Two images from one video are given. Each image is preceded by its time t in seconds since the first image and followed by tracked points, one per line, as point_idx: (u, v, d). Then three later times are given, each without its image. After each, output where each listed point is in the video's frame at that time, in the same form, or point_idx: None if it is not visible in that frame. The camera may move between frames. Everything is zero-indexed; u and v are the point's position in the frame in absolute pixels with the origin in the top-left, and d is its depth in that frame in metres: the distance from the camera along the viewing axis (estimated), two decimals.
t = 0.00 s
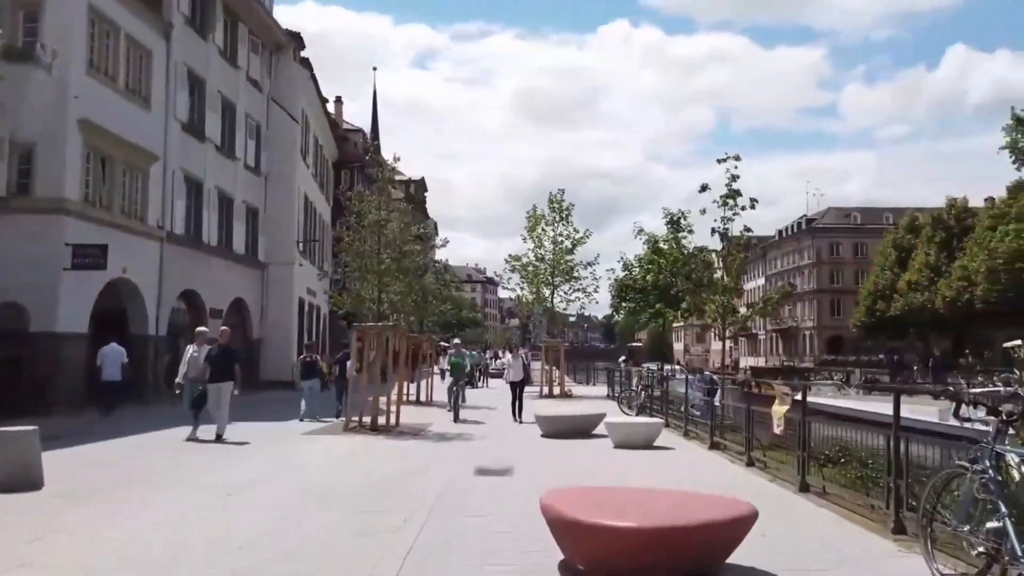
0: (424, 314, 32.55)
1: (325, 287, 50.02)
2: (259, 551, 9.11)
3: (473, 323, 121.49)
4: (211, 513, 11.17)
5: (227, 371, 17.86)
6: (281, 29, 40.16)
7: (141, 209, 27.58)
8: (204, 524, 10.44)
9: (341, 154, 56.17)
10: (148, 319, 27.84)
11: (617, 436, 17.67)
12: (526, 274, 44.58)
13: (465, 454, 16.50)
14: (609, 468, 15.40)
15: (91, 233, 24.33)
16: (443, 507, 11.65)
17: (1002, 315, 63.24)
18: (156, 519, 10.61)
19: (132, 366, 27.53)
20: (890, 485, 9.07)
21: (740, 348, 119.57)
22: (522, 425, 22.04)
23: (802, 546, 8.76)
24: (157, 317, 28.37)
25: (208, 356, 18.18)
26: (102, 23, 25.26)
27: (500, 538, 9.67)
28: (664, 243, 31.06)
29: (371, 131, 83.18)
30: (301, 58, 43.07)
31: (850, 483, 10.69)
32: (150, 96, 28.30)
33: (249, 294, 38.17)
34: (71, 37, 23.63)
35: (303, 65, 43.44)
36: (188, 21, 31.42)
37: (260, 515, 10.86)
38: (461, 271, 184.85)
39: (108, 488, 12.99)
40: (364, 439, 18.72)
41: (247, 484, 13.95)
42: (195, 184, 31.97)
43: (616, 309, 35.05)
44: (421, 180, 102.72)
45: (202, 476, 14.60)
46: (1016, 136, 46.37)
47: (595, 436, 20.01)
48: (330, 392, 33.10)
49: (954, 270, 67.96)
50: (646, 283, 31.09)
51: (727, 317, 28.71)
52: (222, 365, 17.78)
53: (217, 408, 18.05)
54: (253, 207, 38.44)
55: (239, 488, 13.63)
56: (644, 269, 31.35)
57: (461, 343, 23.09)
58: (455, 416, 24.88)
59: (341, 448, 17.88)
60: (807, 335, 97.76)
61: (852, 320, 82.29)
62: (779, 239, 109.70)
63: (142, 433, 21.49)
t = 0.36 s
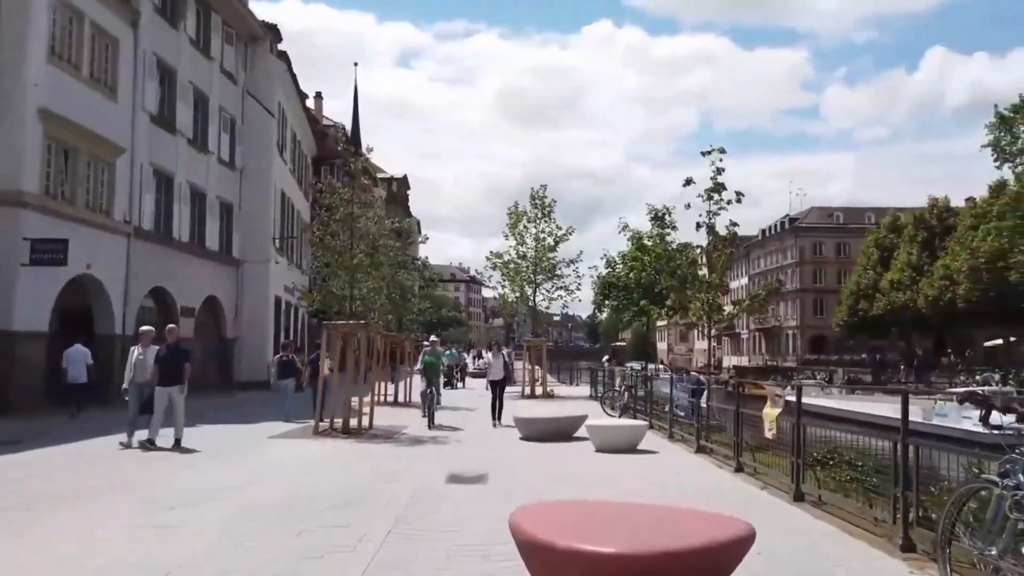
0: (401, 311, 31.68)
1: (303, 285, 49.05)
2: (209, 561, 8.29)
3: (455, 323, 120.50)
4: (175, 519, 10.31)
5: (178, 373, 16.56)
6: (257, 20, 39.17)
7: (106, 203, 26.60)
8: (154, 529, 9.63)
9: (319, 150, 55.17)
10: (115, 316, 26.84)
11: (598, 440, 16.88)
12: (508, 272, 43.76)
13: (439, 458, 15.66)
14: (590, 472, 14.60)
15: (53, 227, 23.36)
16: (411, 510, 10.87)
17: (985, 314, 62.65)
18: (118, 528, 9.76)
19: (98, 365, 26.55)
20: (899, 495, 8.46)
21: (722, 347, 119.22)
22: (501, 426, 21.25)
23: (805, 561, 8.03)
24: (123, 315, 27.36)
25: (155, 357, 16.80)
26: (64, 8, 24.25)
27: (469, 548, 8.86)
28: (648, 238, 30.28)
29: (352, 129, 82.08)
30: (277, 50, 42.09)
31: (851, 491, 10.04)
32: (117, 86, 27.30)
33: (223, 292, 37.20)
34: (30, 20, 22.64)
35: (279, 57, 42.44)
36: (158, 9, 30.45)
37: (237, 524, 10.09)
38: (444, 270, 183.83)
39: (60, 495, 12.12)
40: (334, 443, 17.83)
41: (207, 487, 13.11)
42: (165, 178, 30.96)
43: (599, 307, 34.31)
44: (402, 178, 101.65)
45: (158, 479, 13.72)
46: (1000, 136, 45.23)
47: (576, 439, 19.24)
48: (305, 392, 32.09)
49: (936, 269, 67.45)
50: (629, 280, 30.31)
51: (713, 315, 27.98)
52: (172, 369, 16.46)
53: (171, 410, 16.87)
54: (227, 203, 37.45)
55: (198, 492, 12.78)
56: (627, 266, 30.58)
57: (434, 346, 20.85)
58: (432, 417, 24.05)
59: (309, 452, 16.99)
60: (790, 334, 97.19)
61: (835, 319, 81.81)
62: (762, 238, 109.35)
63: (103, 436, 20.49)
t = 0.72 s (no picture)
0: (381, 310, 30.83)
1: (281, 283, 48.05)
2: None
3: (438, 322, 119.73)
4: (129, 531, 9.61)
5: (123, 375, 15.11)
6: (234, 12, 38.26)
7: (72, 200, 25.68)
8: (100, 545, 8.89)
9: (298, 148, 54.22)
10: (82, 315, 25.90)
11: (583, 446, 16.11)
12: (491, 272, 43.00)
13: (415, 466, 14.83)
14: (573, 481, 13.84)
15: (14, 222, 22.40)
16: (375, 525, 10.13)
17: (968, 315, 62.20)
18: (75, 539, 9.09)
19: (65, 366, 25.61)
20: (906, 514, 7.91)
21: (706, 348, 118.91)
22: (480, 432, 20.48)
23: None
24: (90, 315, 26.41)
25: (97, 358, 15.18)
26: None
27: (436, 569, 8.10)
28: (632, 237, 29.61)
29: (334, 126, 81.08)
30: (255, 44, 41.18)
31: (847, 504, 9.51)
32: (84, 78, 26.37)
33: (198, 292, 36.28)
34: None
35: (257, 51, 41.51)
36: None
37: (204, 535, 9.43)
38: (428, 271, 182.95)
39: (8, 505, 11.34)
40: (305, 448, 16.98)
41: (166, 495, 12.29)
42: (136, 174, 30.06)
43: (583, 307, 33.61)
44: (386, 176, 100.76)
45: (114, 485, 12.90)
46: (983, 135, 45.34)
47: (558, 444, 18.48)
48: (281, 394, 31.21)
49: (919, 270, 66.99)
50: (614, 279, 29.68)
51: (699, 316, 27.33)
52: (118, 373, 14.96)
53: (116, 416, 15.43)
54: (202, 200, 36.52)
55: (154, 501, 11.96)
56: (612, 264, 29.94)
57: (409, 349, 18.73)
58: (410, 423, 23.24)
59: (278, 457, 16.13)
60: (773, 334, 96.65)
61: (819, 319, 81.33)
62: (746, 238, 109.16)
63: (65, 438, 19.64)
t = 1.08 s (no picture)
0: (359, 309, 29.91)
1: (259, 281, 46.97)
2: None
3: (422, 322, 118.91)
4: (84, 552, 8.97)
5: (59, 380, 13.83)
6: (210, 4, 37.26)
7: (35, 194, 24.70)
8: (33, 570, 8.11)
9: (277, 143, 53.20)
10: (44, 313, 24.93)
11: (564, 452, 15.31)
12: (473, 271, 42.17)
13: (385, 473, 13.99)
14: (553, 489, 13.08)
15: None
16: (330, 542, 9.36)
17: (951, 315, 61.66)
18: (41, 564, 8.41)
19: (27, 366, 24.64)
20: (924, 534, 7.22)
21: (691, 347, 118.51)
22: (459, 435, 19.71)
23: None
24: (53, 313, 25.40)
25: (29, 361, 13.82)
26: None
27: None
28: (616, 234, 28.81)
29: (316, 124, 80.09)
30: (232, 35, 40.17)
31: (851, 520, 8.79)
32: (47, 69, 25.34)
33: (172, 290, 35.28)
34: None
35: (234, 43, 40.49)
36: None
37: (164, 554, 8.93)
38: (412, 270, 182.03)
39: None
40: (271, 454, 16.11)
41: (118, 508, 11.50)
42: (105, 168, 29.09)
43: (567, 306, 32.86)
44: (368, 174, 99.82)
45: (65, 496, 12.10)
46: (968, 134, 45.06)
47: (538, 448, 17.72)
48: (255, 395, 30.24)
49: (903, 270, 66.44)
50: (598, 278, 28.90)
51: (686, 315, 26.57)
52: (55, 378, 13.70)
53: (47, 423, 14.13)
54: (175, 195, 35.54)
55: (103, 514, 11.14)
56: (596, 262, 29.18)
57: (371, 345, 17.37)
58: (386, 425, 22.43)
59: (243, 463, 15.31)
60: (757, 335, 96.10)
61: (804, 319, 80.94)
62: (730, 238, 108.75)
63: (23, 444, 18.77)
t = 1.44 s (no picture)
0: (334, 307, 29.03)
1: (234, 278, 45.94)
2: None
3: (404, 321, 118.01)
4: (63, 562, 8.46)
5: None
6: None
7: None
8: None
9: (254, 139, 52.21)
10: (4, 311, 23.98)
11: (542, 456, 14.54)
12: (452, 268, 41.32)
13: (350, 479, 13.22)
14: (529, 494, 12.35)
15: None
16: (280, 556, 8.66)
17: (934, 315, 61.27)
18: None
19: None
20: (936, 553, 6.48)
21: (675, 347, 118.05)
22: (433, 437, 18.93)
23: None
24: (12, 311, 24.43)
25: None
26: None
27: None
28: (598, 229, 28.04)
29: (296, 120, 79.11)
30: (206, 27, 39.18)
31: (850, 533, 8.04)
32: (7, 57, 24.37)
33: (141, 287, 34.29)
34: None
35: (208, 34, 39.50)
36: None
37: (154, 559, 8.57)
38: (395, 269, 180.96)
39: None
40: (233, 459, 15.30)
41: (63, 518, 10.73)
42: (70, 162, 28.13)
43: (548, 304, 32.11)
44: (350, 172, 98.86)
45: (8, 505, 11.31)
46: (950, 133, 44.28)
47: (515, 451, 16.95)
48: (226, 395, 29.36)
49: (885, 270, 66.04)
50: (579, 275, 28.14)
51: (670, 312, 25.82)
52: None
53: None
54: (145, 190, 34.55)
55: (43, 525, 10.34)
56: (578, 258, 28.41)
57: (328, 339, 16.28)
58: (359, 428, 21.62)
59: (203, 468, 14.51)
60: (740, 334, 95.65)
61: (787, 318, 80.52)
62: (714, 237, 108.30)
63: None
